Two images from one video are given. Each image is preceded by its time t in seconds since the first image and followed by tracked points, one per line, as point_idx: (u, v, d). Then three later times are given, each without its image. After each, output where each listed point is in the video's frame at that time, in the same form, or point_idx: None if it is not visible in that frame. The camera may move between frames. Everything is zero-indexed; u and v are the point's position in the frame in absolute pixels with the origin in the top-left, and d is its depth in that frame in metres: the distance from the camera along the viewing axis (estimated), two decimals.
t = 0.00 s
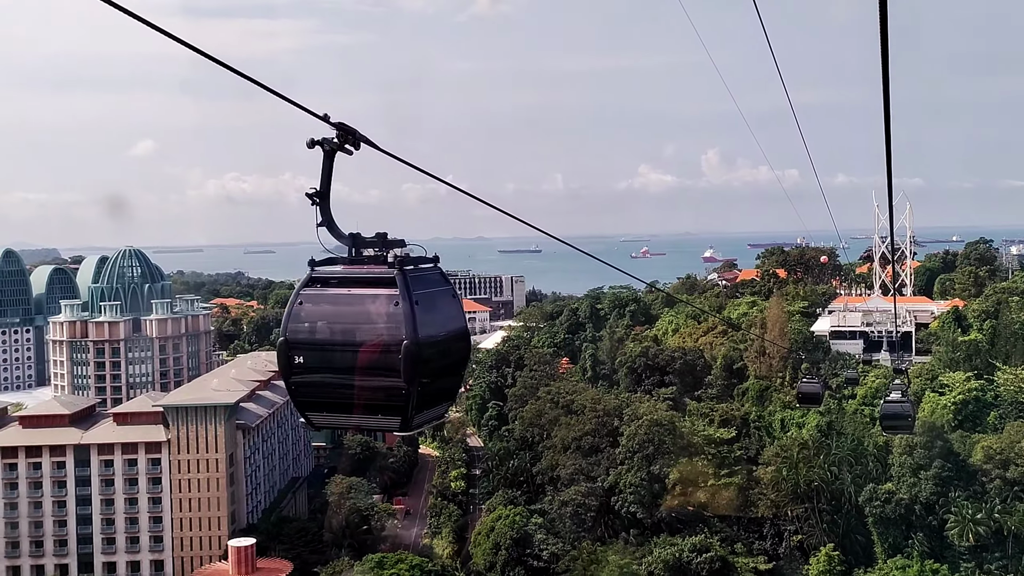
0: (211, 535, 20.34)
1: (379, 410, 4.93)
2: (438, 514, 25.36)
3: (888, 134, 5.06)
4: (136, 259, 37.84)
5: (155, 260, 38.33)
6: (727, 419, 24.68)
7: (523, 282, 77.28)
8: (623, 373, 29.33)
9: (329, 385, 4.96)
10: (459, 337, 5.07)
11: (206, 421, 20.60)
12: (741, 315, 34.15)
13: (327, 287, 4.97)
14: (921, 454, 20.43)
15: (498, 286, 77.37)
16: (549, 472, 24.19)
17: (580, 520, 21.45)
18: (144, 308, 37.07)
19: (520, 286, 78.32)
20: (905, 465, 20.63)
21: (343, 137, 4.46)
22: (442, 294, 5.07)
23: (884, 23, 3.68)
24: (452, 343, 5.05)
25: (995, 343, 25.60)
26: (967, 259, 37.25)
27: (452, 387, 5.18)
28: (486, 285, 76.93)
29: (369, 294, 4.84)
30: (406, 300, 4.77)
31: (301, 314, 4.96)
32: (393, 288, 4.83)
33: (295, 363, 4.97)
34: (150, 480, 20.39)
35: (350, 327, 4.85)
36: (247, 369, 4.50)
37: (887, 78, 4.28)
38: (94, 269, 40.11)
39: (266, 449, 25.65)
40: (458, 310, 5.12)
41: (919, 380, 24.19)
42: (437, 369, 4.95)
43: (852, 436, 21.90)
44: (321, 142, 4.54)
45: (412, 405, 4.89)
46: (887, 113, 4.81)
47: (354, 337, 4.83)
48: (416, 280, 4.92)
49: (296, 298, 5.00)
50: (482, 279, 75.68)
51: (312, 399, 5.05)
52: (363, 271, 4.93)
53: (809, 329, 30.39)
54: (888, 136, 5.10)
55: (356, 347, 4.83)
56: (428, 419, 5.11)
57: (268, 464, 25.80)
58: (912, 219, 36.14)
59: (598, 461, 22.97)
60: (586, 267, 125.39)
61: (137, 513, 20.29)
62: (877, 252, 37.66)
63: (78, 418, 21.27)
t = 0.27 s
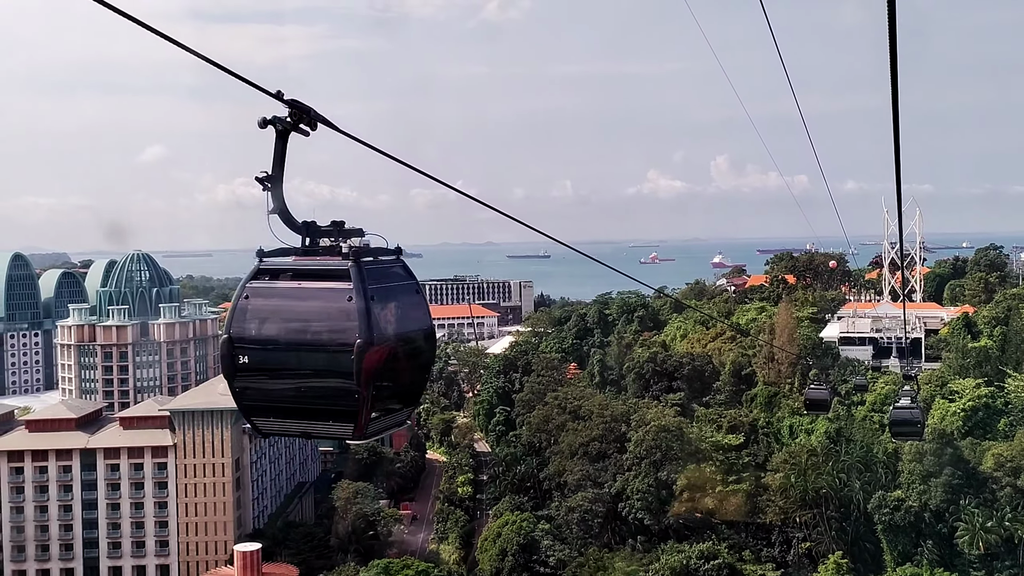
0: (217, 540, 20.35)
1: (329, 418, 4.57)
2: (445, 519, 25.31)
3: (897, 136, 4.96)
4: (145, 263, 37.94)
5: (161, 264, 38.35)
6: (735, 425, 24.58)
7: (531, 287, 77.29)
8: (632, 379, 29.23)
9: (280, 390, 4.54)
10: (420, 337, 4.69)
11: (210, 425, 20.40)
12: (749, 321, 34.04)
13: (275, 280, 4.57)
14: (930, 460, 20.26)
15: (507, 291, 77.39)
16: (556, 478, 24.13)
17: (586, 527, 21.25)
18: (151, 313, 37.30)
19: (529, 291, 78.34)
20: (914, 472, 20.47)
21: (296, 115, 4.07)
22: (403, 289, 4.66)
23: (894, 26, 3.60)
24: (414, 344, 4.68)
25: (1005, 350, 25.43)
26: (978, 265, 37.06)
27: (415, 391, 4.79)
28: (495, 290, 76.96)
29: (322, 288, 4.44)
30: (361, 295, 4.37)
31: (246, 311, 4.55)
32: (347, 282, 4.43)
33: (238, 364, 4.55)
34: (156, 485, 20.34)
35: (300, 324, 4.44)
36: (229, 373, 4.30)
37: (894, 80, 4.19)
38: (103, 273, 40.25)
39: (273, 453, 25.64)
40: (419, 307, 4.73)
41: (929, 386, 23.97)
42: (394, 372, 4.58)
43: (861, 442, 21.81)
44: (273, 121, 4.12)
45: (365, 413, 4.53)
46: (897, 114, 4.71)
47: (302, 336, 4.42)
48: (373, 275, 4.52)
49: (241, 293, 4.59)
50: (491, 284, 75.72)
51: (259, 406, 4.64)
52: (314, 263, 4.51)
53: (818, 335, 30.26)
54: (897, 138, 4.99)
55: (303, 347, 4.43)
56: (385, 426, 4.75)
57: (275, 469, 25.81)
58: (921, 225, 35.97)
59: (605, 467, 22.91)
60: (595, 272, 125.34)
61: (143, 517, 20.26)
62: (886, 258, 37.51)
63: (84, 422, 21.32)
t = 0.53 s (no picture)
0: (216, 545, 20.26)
1: (261, 422, 3.99)
2: (446, 524, 25.19)
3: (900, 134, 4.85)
4: (147, 267, 37.94)
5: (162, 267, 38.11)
6: (737, 431, 24.47)
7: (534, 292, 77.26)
8: (634, 383, 29.13)
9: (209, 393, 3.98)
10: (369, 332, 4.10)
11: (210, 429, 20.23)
12: (752, 325, 33.94)
13: (203, 271, 3.97)
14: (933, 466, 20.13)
15: (510, 296, 77.35)
16: (557, 483, 24.04)
17: (588, 532, 21.18)
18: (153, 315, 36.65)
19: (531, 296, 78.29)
20: (917, 477, 20.31)
21: (233, 88, 3.61)
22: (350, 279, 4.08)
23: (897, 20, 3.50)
24: (362, 345, 4.08)
25: (1008, 355, 25.30)
26: (981, 270, 36.93)
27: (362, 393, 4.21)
28: (498, 295, 76.94)
29: (252, 278, 3.85)
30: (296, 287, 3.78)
31: (170, 308, 3.96)
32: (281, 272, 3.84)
33: (161, 362, 3.99)
34: (155, 489, 20.21)
35: (227, 320, 3.85)
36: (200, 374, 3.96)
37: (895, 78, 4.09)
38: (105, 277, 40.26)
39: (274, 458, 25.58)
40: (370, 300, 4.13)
41: (931, 392, 23.85)
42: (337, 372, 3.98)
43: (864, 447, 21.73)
44: (209, 93, 3.65)
45: (301, 418, 3.94)
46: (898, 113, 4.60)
47: (231, 334, 3.84)
48: (314, 264, 3.93)
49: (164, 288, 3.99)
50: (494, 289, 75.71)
51: (184, 411, 4.09)
52: (248, 248, 3.92)
53: (821, 340, 30.15)
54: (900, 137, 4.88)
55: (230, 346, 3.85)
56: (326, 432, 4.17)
57: (276, 473, 25.71)
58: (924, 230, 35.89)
59: (606, 473, 22.84)
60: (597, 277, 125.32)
61: (143, 522, 20.19)
62: (889, 263, 37.41)
63: (84, 426, 21.22)
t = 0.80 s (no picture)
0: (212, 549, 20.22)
1: (171, 428, 4.14)
2: (444, 528, 25.09)
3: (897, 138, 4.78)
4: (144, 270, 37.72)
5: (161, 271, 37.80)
6: (736, 435, 24.39)
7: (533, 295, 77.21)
8: (632, 387, 29.04)
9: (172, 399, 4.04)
10: (291, 331, 4.32)
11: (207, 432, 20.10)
12: (751, 329, 33.86)
13: (115, 255, 4.15)
14: (932, 470, 20.01)
15: (509, 299, 77.30)
16: (556, 486, 23.93)
17: (586, 536, 20.96)
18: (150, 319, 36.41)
19: (531, 299, 78.23)
20: (916, 481, 20.22)
21: (149, 54, 3.85)
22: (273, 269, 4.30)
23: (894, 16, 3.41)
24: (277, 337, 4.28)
25: (1008, 359, 25.23)
26: (980, 274, 36.87)
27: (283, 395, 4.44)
28: (497, 298, 76.88)
29: (161, 265, 4.03)
30: (208, 277, 3.97)
31: (74, 293, 4.14)
32: (195, 259, 4.02)
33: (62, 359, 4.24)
34: (151, 493, 20.03)
35: (134, 310, 4.04)
36: (179, 386, 4.03)
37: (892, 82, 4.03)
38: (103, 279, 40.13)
39: (271, 462, 25.47)
40: (287, 287, 4.33)
41: (931, 396, 23.75)
42: (253, 372, 4.20)
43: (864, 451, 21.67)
44: (119, 59, 3.86)
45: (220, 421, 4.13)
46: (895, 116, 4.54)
47: (140, 328, 4.03)
48: (234, 249, 4.13)
49: (68, 273, 4.17)
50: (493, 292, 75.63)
51: (112, 412, 4.21)
52: (164, 231, 4.09)
53: (820, 344, 30.07)
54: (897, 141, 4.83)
55: (138, 340, 4.05)
56: (244, 440, 4.36)
57: (273, 477, 25.60)
58: (923, 234, 35.84)
59: (605, 477, 22.75)
60: (596, 281, 125.31)
61: (138, 525, 20.08)
62: (889, 267, 37.35)
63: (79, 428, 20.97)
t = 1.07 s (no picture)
0: (204, 552, 19.90)
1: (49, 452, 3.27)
2: (437, 531, 24.95)
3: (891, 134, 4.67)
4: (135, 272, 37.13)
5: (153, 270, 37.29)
6: (730, 438, 24.32)
7: (528, 298, 77.20)
8: (626, 390, 28.95)
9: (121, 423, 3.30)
10: (206, 323, 3.55)
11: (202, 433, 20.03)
12: (745, 333, 33.82)
13: None
14: (926, 475, 19.95)
15: (503, 301, 77.29)
16: (549, 490, 23.84)
17: (579, 539, 21.00)
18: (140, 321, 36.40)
19: (525, 302, 78.17)
20: (910, 486, 20.17)
21: None
22: (176, 249, 3.48)
23: None
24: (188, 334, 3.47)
25: (1001, 363, 25.22)
26: (974, 278, 36.88)
27: (194, 397, 3.64)
28: (492, 301, 76.86)
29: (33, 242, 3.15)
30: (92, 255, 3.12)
31: None
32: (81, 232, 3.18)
33: None
34: (141, 495, 19.90)
35: None
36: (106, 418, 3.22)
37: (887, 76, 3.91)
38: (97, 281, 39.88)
39: (263, 464, 25.29)
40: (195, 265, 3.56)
41: (925, 400, 23.72)
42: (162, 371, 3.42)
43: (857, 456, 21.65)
44: None
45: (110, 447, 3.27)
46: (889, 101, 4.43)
47: None
48: (131, 222, 3.36)
49: None
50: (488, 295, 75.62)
51: None
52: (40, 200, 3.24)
53: (814, 348, 30.02)
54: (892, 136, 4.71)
55: None
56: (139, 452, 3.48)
57: (265, 480, 25.44)
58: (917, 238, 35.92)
59: (598, 480, 22.67)
60: (591, 284, 125.33)
61: (128, 528, 19.93)
62: (883, 271, 37.35)
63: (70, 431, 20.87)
